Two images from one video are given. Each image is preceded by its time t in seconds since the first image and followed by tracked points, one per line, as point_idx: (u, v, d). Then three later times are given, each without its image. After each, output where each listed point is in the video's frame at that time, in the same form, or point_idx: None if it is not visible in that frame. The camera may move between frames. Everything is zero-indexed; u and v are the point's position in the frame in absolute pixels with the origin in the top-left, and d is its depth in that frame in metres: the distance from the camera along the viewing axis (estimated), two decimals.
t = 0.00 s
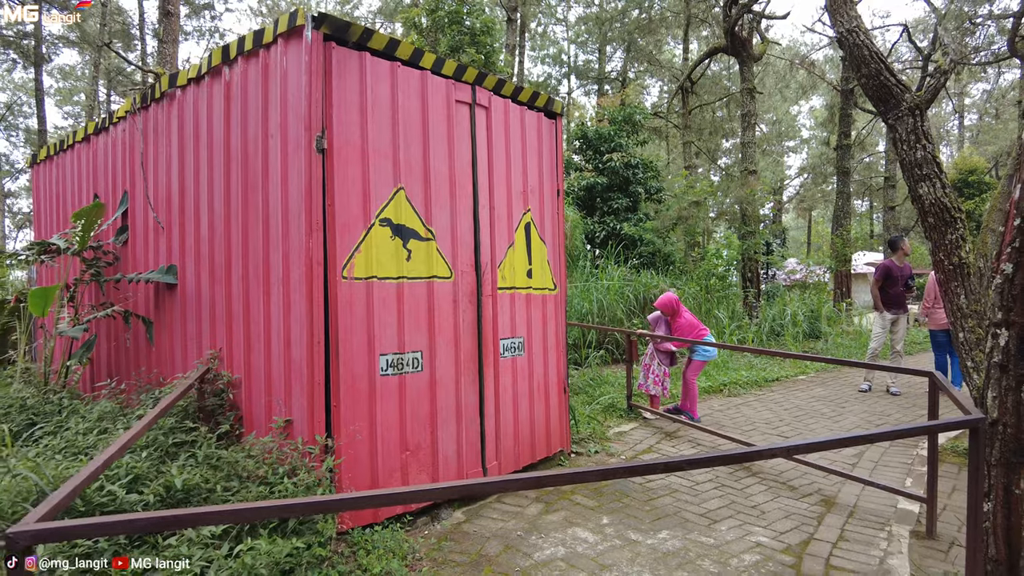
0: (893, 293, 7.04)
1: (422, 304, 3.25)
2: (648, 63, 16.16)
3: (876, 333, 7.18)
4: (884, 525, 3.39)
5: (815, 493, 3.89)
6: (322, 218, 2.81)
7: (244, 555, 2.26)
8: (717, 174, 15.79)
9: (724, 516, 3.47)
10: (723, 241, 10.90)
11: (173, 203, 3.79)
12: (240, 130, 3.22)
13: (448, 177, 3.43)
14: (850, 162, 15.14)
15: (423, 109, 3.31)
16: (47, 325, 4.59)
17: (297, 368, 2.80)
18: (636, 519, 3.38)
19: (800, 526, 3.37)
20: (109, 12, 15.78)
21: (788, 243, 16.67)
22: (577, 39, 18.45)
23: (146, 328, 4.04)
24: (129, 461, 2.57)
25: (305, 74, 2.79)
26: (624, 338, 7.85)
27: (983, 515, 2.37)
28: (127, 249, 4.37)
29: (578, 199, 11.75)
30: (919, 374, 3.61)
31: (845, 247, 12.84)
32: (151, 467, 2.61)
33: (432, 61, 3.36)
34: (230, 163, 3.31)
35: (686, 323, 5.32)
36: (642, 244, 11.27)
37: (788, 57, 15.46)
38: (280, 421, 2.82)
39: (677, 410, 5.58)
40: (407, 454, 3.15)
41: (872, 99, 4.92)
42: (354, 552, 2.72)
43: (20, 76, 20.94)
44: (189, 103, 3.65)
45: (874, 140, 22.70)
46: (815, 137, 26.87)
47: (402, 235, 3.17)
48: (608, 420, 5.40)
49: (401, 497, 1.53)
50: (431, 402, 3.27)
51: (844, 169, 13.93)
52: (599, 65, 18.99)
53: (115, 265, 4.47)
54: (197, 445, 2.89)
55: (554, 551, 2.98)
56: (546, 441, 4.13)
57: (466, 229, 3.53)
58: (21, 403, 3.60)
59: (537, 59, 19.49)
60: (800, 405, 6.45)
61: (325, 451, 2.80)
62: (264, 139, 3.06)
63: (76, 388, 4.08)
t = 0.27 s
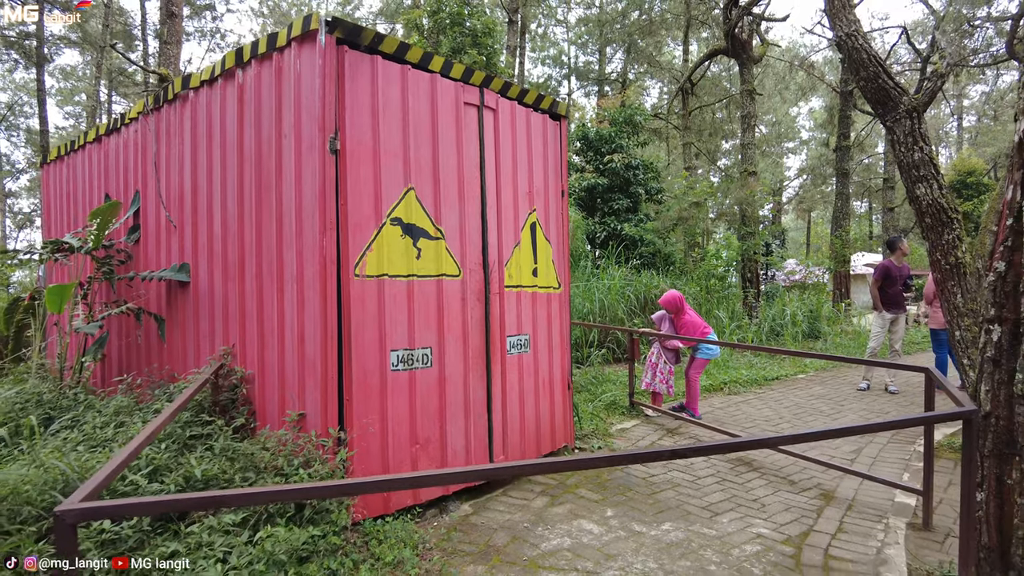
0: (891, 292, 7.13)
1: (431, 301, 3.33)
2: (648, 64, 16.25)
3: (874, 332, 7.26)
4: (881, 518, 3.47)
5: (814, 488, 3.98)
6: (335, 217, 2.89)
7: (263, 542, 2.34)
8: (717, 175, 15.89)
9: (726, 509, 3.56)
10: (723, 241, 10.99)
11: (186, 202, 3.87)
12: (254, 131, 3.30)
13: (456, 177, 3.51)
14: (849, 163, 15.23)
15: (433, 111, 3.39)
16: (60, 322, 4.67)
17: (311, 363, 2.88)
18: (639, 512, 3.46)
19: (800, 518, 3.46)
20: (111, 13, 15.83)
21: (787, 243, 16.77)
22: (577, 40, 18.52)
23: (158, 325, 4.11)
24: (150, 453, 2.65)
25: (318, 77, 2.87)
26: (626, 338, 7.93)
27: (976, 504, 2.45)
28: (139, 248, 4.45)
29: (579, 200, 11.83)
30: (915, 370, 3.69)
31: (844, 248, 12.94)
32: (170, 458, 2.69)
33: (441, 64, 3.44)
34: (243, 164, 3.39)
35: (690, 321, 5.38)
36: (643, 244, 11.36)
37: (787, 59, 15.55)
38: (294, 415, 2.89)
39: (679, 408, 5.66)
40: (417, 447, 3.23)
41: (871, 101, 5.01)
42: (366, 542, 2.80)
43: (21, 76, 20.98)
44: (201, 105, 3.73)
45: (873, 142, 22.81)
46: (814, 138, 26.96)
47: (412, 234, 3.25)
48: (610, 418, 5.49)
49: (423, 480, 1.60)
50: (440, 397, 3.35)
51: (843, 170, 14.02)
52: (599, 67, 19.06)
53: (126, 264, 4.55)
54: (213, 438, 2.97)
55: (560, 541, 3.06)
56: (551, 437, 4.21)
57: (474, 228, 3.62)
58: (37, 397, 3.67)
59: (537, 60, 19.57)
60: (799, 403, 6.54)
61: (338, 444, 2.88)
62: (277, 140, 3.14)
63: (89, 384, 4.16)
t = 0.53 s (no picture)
0: (887, 292, 7.23)
1: (438, 297, 3.43)
2: (648, 66, 16.35)
3: (870, 331, 7.35)
4: (874, 508, 3.57)
5: (809, 480, 4.08)
6: (346, 216, 3.00)
7: (278, 527, 2.43)
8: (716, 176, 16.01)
9: (723, 500, 3.66)
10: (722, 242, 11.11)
11: (197, 202, 3.97)
12: (265, 132, 3.40)
13: (463, 178, 3.62)
14: (847, 164, 15.35)
15: (440, 113, 3.50)
16: (73, 319, 4.79)
17: (322, 357, 2.98)
18: (639, 503, 3.56)
19: (795, 508, 3.56)
20: (113, 14, 15.91)
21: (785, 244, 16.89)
22: (577, 42, 18.63)
23: (169, 322, 4.21)
24: (167, 443, 2.75)
25: (330, 80, 2.97)
26: (625, 337, 8.04)
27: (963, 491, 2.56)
28: (151, 246, 4.56)
29: (579, 200, 11.94)
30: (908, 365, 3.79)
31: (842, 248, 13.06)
32: (187, 448, 2.79)
33: (448, 68, 3.54)
34: (255, 164, 3.49)
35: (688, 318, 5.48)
36: (642, 245, 11.47)
37: (786, 60, 15.65)
38: (305, 407, 2.99)
39: (678, 403, 5.80)
40: (424, 440, 3.33)
41: (865, 104, 5.11)
42: (375, 530, 2.89)
43: (23, 77, 21.06)
44: (213, 107, 3.83)
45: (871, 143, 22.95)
46: (813, 139, 27.07)
47: (420, 233, 3.35)
48: (611, 414, 5.59)
49: (437, 460, 1.63)
50: (447, 391, 3.45)
51: (841, 172, 14.14)
52: (599, 68, 19.17)
53: (138, 262, 4.65)
54: (227, 430, 3.07)
55: (563, 530, 3.16)
56: (553, 431, 4.31)
57: (480, 227, 3.72)
58: (53, 391, 3.76)
59: (537, 62, 19.68)
60: (796, 401, 6.64)
61: (348, 435, 2.98)
62: (289, 141, 3.24)
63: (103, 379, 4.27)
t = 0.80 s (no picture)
0: (882, 292, 7.29)
1: (438, 298, 3.49)
2: (647, 67, 16.39)
3: (867, 330, 7.40)
4: (867, 505, 3.63)
5: (803, 478, 4.14)
6: (347, 218, 3.06)
7: (281, 522, 2.48)
8: (714, 176, 16.08)
9: (718, 497, 3.72)
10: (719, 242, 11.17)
11: (200, 204, 4.03)
12: (267, 135, 3.46)
13: (464, 180, 3.68)
14: (844, 165, 15.40)
15: (440, 116, 3.56)
16: (78, 320, 4.85)
17: (324, 356, 3.03)
18: (635, 500, 3.61)
19: (788, 505, 3.62)
20: (112, 15, 15.94)
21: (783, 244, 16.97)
22: (576, 43, 18.67)
23: (171, 323, 4.27)
24: (172, 441, 2.82)
25: (331, 85, 3.02)
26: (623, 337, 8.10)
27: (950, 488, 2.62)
28: (153, 248, 4.62)
29: (578, 201, 12.01)
30: (900, 364, 3.86)
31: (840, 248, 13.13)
32: (191, 446, 2.85)
33: (448, 72, 3.60)
34: (257, 167, 3.55)
35: (683, 318, 5.53)
36: (641, 245, 11.53)
37: (784, 61, 15.71)
38: (307, 406, 3.05)
39: (675, 402, 5.87)
40: (424, 438, 3.39)
41: (858, 106, 5.18)
42: (376, 527, 2.94)
43: (22, 77, 21.07)
44: (215, 111, 3.89)
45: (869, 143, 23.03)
46: (812, 139, 27.13)
47: (420, 235, 3.41)
48: (608, 413, 5.66)
49: (437, 456, 1.67)
50: (447, 390, 3.51)
51: (839, 172, 14.21)
52: (597, 69, 19.24)
53: (140, 264, 4.71)
54: (230, 428, 3.13)
55: (560, 526, 3.22)
56: (552, 430, 4.37)
57: (480, 229, 3.78)
58: (59, 391, 3.81)
59: (536, 62, 19.74)
60: (792, 400, 6.70)
61: (349, 433, 3.04)
62: (291, 145, 3.29)
63: (106, 378, 4.33)
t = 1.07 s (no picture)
0: (878, 289, 7.34)
1: (436, 297, 3.52)
2: (644, 66, 16.41)
3: (863, 328, 7.44)
4: (860, 502, 3.67)
5: (798, 475, 4.18)
6: (345, 218, 3.09)
7: (280, 519, 2.51)
8: (712, 175, 16.12)
9: (713, 494, 3.76)
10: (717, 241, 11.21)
11: (199, 204, 4.06)
12: (266, 136, 3.48)
13: (462, 180, 3.71)
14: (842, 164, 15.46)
15: (438, 116, 3.58)
16: (77, 319, 4.88)
17: (322, 355, 3.06)
18: (631, 496, 3.65)
19: (782, 502, 3.66)
20: (110, 14, 15.94)
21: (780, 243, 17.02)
22: (574, 42, 18.70)
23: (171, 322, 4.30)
24: (173, 439, 2.85)
25: (329, 86, 3.05)
26: (620, 335, 8.14)
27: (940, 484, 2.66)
28: (153, 248, 4.65)
29: (576, 200, 12.04)
30: (893, 361, 3.90)
31: (837, 247, 13.17)
32: (191, 443, 2.88)
33: (446, 73, 3.63)
34: (255, 167, 3.57)
35: (680, 316, 5.57)
36: (638, 244, 11.57)
37: (782, 60, 15.76)
38: (305, 404, 3.08)
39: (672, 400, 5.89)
40: (423, 436, 3.42)
41: (853, 106, 5.22)
42: (374, 523, 2.97)
43: (20, 77, 21.06)
44: (214, 111, 3.91)
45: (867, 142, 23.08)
46: (810, 138, 27.18)
47: (418, 234, 3.44)
48: (605, 411, 5.70)
49: (434, 452, 1.70)
50: (446, 388, 3.54)
51: (836, 171, 14.26)
52: (595, 68, 19.28)
53: (140, 263, 4.73)
54: (230, 426, 3.16)
55: (556, 523, 3.26)
56: (549, 428, 4.41)
57: (478, 228, 3.81)
58: (59, 389, 3.83)
59: (534, 61, 19.76)
60: (789, 398, 6.74)
61: (347, 431, 3.07)
62: (290, 145, 3.32)
63: (106, 377, 4.36)
